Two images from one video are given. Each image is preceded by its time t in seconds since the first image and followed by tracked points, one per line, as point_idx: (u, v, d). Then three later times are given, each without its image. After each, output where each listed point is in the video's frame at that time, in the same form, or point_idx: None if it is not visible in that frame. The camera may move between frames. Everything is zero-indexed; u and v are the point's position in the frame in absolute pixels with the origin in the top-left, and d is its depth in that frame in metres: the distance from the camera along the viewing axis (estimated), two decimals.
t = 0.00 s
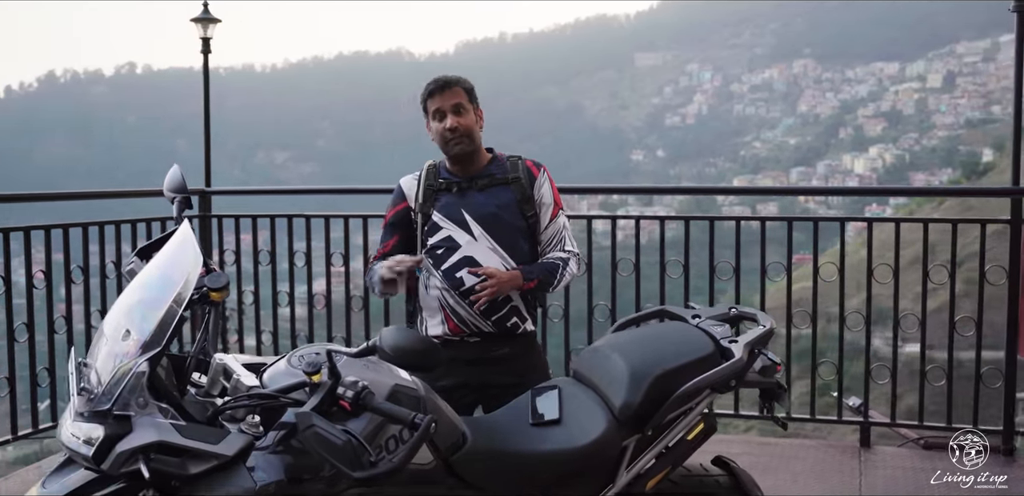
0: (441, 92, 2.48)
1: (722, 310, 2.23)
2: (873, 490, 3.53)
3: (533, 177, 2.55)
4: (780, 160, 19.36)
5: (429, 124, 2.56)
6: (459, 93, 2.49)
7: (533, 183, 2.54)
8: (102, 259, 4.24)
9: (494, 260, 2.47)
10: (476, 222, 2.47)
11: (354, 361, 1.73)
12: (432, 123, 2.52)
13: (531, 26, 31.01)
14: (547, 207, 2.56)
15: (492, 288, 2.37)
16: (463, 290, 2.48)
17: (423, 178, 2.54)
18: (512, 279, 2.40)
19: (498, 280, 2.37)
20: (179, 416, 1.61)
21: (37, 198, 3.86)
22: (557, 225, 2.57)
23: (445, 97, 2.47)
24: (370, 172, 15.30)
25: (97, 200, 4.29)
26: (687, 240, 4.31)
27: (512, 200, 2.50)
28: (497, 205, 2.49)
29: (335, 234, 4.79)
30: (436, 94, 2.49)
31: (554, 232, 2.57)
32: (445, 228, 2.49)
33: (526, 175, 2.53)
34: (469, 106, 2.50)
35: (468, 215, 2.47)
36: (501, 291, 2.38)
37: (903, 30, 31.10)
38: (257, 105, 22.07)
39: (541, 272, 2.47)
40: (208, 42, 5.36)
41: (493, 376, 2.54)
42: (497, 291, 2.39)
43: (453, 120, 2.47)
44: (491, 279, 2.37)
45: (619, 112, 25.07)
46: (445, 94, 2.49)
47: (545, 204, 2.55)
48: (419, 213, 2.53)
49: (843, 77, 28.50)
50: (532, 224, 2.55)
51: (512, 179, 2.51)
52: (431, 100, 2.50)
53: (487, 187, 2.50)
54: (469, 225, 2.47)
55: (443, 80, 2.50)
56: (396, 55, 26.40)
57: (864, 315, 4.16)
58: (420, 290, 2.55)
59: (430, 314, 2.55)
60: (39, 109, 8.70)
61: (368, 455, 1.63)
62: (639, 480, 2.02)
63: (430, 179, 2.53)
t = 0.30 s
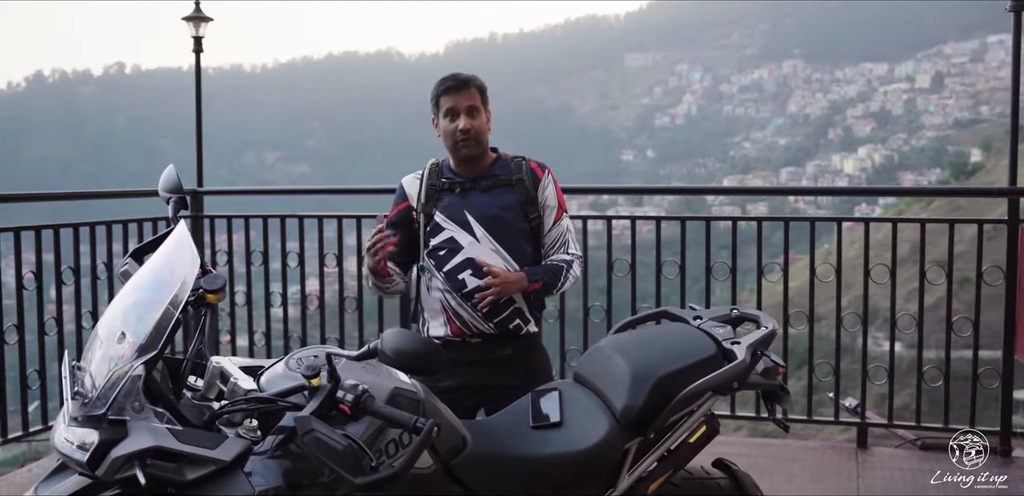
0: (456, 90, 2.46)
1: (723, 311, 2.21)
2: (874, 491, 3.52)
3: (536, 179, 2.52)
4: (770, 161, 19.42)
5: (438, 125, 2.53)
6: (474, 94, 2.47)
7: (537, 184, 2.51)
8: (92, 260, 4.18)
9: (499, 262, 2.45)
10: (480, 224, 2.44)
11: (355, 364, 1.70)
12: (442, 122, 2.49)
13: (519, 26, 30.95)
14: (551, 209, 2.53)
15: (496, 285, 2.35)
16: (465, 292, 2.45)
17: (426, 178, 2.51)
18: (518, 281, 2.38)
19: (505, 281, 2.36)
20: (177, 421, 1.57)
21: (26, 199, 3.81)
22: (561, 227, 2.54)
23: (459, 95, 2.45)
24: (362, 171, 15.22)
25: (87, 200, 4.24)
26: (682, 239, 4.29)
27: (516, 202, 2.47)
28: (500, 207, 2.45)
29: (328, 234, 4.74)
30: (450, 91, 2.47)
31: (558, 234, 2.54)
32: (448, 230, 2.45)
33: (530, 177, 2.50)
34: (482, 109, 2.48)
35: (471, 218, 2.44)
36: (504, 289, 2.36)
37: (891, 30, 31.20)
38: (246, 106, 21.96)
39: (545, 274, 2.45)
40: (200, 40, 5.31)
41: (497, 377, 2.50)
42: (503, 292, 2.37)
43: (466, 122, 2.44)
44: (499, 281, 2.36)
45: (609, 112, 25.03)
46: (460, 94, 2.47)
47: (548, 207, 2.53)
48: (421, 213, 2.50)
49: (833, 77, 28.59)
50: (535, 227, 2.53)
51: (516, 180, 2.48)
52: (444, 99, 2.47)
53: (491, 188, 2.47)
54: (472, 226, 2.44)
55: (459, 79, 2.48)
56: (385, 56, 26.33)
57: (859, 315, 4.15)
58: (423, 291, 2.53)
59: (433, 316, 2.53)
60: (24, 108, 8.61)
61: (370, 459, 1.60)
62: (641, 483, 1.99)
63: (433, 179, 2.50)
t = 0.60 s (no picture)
0: (429, 103, 2.36)
1: (728, 314, 2.17)
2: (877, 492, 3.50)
3: (532, 181, 2.47)
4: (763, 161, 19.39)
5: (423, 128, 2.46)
6: (448, 105, 2.36)
7: (533, 188, 2.46)
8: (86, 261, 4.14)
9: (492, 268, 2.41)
10: (472, 229, 2.41)
11: (354, 369, 1.67)
12: (423, 130, 2.42)
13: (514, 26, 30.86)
14: (547, 212, 2.48)
15: (491, 295, 2.31)
16: (458, 299, 2.42)
17: (419, 183, 2.48)
18: (512, 286, 2.33)
19: (499, 286, 2.31)
20: (173, 428, 1.54)
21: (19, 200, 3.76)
22: (560, 229, 2.49)
23: (433, 111, 2.35)
24: (358, 172, 15.18)
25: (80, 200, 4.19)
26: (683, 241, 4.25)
27: (511, 206, 2.43)
28: (493, 212, 2.41)
29: (325, 234, 4.70)
30: (423, 105, 2.37)
31: (555, 236, 2.50)
32: (441, 237, 2.43)
33: (525, 180, 2.45)
34: (459, 117, 2.37)
35: (464, 223, 2.40)
36: (502, 298, 2.32)
37: (885, 30, 31.22)
38: (240, 106, 21.89)
39: (542, 278, 2.41)
40: (195, 40, 5.27)
41: (490, 384, 2.47)
42: (497, 298, 2.32)
43: (436, 139, 2.36)
44: (492, 285, 2.31)
45: (604, 112, 25.01)
46: (435, 105, 2.36)
47: (545, 210, 2.47)
48: (415, 218, 2.48)
49: (827, 76, 28.59)
50: (531, 230, 2.48)
51: (511, 184, 2.43)
52: (420, 111, 2.39)
53: (485, 193, 2.42)
54: (465, 233, 2.40)
55: (435, 87, 2.37)
56: (379, 56, 26.27)
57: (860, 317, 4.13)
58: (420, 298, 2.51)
59: (426, 321, 2.50)
60: (18, 107, 8.56)
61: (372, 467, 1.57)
62: (645, 488, 1.97)
63: (426, 183, 2.47)
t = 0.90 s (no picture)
0: (408, 101, 2.27)
1: (739, 314, 2.13)
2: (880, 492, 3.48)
3: (516, 179, 2.40)
4: (758, 161, 19.42)
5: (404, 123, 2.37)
6: (429, 103, 2.26)
7: (516, 186, 2.38)
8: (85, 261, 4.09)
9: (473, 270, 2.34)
10: (456, 229, 2.33)
11: (357, 371, 1.63)
12: (402, 127, 2.33)
13: (511, 26, 30.86)
14: (532, 210, 2.41)
15: (476, 296, 2.24)
16: (445, 302, 2.34)
17: (399, 182, 2.39)
18: (500, 284, 2.26)
19: (483, 284, 2.24)
20: (173, 432, 1.49)
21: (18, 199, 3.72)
22: (545, 227, 2.43)
23: (412, 110, 2.26)
24: (356, 172, 15.13)
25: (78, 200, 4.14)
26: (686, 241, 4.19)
27: (494, 205, 2.36)
28: (476, 212, 2.34)
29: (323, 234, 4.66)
30: (403, 102, 2.28)
31: (540, 235, 2.43)
32: (424, 237, 2.34)
33: (509, 178, 2.38)
34: (439, 115, 2.28)
35: (448, 223, 2.33)
36: (489, 298, 2.25)
37: (881, 30, 31.26)
38: (236, 106, 21.85)
39: (529, 276, 2.33)
40: (194, 38, 5.23)
41: (482, 385, 2.38)
42: (485, 296, 2.25)
43: (415, 138, 2.28)
44: (476, 284, 2.24)
45: (602, 112, 24.95)
46: (413, 103, 2.27)
47: (529, 208, 2.40)
48: (396, 219, 2.39)
49: (824, 76, 28.62)
50: (516, 229, 2.40)
51: (494, 182, 2.35)
52: (399, 107, 2.30)
53: (467, 192, 2.35)
54: (449, 233, 2.33)
55: (413, 85, 2.28)
56: (376, 55, 26.22)
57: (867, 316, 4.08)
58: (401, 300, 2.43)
59: (411, 324, 2.43)
60: (14, 107, 8.52)
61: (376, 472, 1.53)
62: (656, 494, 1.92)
63: (407, 183, 2.38)
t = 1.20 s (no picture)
0: (413, 90, 2.26)
1: (755, 316, 2.08)
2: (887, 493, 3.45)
3: (522, 174, 2.35)
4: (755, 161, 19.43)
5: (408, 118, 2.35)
6: (433, 92, 2.25)
7: (522, 181, 2.33)
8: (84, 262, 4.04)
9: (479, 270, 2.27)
10: (464, 225, 2.26)
11: (366, 375, 1.58)
12: (406, 120, 2.31)
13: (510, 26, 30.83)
14: (539, 206, 2.35)
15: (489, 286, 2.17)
16: (453, 299, 2.27)
17: (401, 178, 2.32)
18: (513, 276, 2.20)
19: (496, 273, 2.17)
20: (177, 438, 1.44)
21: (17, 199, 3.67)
22: (550, 223, 2.37)
23: (418, 97, 2.24)
24: (355, 171, 15.08)
25: (77, 200, 4.10)
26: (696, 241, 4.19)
27: (501, 200, 2.30)
28: (484, 206, 2.28)
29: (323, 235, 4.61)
30: (408, 92, 2.27)
31: (547, 231, 2.37)
32: (431, 233, 2.27)
33: (515, 173, 2.32)
34: (444, 104, 2.26)
35: (455, 219, 2.26)
36: (503, 287, 2.18)
37: (880, 30, 31.28)
38: (235, 106, 21.80)
39: (538, 269, 2.28)
40: (194, 35, 5.18)
41: (491, 388, 2.30)
42: (499, 289, 2.18)
43: (421, 126, 2.25)
44: (489, 272, 2.17)
45: (601, 112, 24.92)
46: (418, 93, 2.26)
47: (536, 203, 2.34)
48: (400, 216, 2.32)
49: (823, 76, 28.62)
50: (522, 225, 2.35)
51: (500, 177, 2.30)
52: (403, 99, 2.28)
53: (474, 186, 2.29)
54: (457, 228, 2.26)
55: (418, 75, 2.27)
56: (375, 55, 26.17)
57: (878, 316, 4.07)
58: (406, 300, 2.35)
59: (416, 325, 2.35)
60: (12, 106, 8.48)
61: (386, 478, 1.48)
62: None
63: (411, 178, 2.32)
